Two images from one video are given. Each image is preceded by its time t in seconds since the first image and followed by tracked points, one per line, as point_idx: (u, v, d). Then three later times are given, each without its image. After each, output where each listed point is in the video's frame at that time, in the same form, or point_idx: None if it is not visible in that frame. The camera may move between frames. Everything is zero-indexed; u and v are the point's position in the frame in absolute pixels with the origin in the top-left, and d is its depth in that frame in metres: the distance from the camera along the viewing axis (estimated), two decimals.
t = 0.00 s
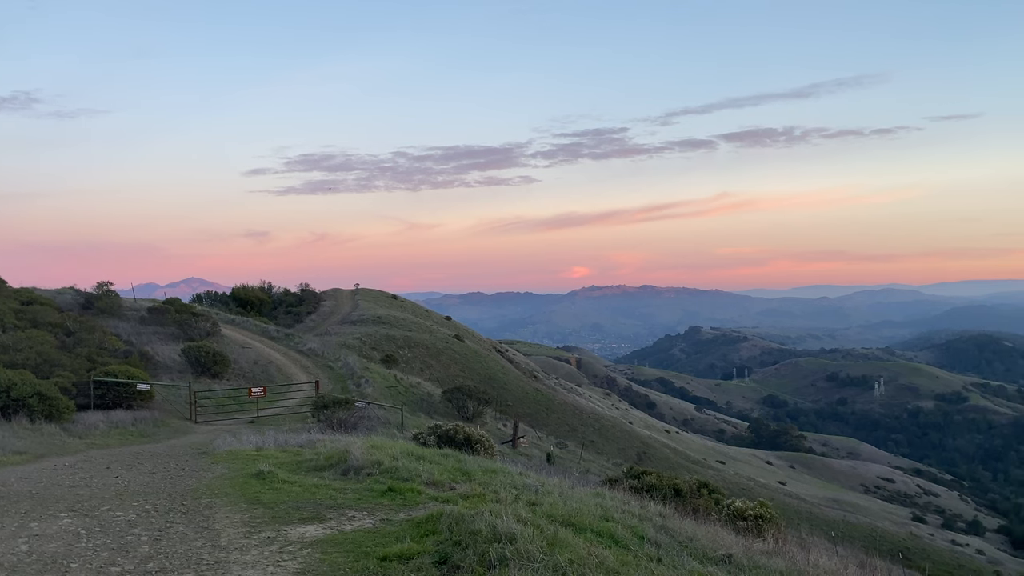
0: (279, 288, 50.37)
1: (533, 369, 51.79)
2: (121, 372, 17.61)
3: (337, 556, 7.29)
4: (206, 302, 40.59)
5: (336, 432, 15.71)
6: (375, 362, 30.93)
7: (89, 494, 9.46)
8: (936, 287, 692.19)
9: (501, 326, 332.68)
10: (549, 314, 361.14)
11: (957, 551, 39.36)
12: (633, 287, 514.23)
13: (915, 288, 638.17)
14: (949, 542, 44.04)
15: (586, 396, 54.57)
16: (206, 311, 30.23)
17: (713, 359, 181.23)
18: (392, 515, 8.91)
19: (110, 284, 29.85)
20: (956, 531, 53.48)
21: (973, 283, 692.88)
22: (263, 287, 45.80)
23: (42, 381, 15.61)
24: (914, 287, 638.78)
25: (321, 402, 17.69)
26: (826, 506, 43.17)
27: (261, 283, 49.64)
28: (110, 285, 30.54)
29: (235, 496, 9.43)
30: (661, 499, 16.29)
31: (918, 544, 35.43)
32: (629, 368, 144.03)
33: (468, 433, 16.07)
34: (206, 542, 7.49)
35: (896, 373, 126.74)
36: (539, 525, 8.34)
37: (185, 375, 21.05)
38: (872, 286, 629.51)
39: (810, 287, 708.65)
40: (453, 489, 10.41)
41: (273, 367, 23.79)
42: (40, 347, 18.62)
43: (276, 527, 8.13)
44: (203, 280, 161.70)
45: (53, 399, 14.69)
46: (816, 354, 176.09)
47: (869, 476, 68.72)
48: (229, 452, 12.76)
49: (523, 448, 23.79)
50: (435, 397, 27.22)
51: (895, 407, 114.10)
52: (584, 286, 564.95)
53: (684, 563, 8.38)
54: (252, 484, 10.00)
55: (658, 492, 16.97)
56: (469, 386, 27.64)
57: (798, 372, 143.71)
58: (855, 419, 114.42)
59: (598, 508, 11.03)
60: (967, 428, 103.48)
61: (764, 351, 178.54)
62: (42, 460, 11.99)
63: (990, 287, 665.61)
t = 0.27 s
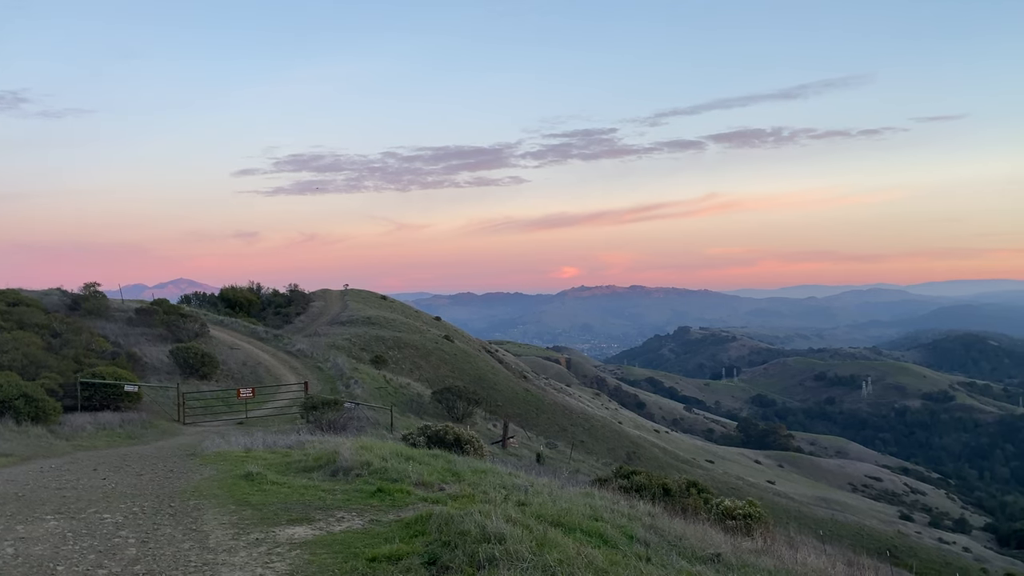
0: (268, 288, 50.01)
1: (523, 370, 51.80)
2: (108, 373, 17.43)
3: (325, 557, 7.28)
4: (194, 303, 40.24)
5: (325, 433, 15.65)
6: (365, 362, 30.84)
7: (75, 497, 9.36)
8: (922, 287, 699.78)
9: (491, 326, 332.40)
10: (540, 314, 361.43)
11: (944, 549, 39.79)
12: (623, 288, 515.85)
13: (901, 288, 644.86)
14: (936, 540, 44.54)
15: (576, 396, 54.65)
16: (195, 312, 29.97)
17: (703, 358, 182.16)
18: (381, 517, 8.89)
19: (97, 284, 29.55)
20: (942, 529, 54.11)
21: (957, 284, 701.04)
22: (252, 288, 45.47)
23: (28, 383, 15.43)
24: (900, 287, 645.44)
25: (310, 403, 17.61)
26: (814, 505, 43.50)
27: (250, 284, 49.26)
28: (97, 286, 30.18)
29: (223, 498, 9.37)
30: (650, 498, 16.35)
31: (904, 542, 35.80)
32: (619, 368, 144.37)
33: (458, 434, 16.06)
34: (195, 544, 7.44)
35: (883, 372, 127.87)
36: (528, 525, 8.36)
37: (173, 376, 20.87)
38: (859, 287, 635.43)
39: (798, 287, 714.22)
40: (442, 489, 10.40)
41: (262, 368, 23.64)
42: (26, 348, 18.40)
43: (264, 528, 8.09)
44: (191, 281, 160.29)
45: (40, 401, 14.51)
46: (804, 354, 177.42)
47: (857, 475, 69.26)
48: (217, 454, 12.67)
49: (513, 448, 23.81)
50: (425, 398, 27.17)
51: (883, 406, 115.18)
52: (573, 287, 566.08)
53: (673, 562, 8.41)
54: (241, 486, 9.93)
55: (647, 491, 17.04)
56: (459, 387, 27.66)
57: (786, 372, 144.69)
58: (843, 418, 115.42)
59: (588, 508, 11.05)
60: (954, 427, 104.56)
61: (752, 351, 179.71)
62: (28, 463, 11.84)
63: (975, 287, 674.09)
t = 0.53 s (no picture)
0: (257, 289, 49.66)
1: (513, 370, 51.83)
2: (95, 375, 17.25)
3: (314, 559, 7.25)
4: (182, 303, 39.91)
5: (315, 434, 15.59)
6: (354, 363, 30.73)
7: (61, 499, 9.27)
8: (908, 287, 707.44)
9: (481, 326, 332.18)
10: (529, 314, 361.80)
11: (931, 547, 40.23)
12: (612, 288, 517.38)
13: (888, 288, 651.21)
14: (923, 538, 45.04)
15: (566, 396, 54.78)
16: (182, 313, 29.72)
17: (692, 358, 183.05)
18: (370, 517, 8.88)
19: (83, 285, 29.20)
20: (929, 527, 54.77)
21: (943, 283, 708.75)
22: (240, 289, 45.17)
23: (14, 385, 15.24)
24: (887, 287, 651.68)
25: (299, 404, 17.52)
26: (802, 504, 43.87)
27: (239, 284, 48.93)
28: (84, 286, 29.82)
29: (211, 500, 9.32)
30: (640, 498, 16.41)
31: (891, 541, 36.16)
32: (609, 368, 144.80)
33: (447, 434, 16.06)
34: (182, 546, 7.39)
35: (871, 371, 129.28)
36: (517, 526, 8.39)
37: (160, 377, 20.68)
38: (847, 286, 641.22)
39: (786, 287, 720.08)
40: (431, 490, 10.39)
41: (251, 370, 23.50)
42: (12, 349, 18.17)
43: (252, 530, 8.05)
44: (178, 281, 158.86)
45: (26, 403, 14.33)
46: (793, 353, 178.79)
47: (846, 473, 69.96)
48: (205, 455, 12.57)
49: (502, 449, 23.80)
50: (414, 398, 27.10)
51: (870, 405, 116.34)
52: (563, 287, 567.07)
53: (662, 562, 8.46)
54: (229, 487, 9.87)
55: (636, 491, 17.12)
56: (448, 387, 27.64)
57: (774, 372, 145.65)
58: (831, 418, 116.47)
59: (577, 508, 11.09)
60: (940, 426, 105.77)
61: (741, 351, 180.89)
62: (14, 465, 11.71)
63: (960, 287, 682.31)
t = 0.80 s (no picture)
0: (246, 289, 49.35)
1: (503, 371, 51.87)
2: (82, 376, 17.09)
3: (302, 560, 7.24)
4: (170, 304, 39.58)
5: (304, 435, 15.53)
6: (343, 364, 30.61)
7: (48, 501, 9.18)
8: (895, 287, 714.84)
9: (471, 326, 331.97)
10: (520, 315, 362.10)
11: (919, 546, 40.69)
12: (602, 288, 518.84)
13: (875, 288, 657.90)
14: (911, 537, 45.56)
15: (556, 397, 54.90)
16: (171, 314, 29.47)
17: (681, 358, 183.96)
18: (359, 519, 8.87)
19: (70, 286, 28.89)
20: (917, 526, 55.39)
21: (929, 283, 716.23)
22: (229, 290, 44.84)
23: None
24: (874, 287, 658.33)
25: (288, 405, 17.45)
26: (790, 503, 44.21)
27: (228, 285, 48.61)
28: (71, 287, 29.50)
29: (199, 501, 9.26)
30: (629, 498, 16.49)
31: (878, 539, 36.51)
32: (599, 368, 145.25)
33: (437, 435, 16.05)
34: (170, 548, 7.35)
35: (860, 370, 130.24)
36: (506, 526, 8.42)
37: (148, 379, 20.51)
38: (835, 287, 646.93)
39: (775, 287, 725.33)
40: (420, 491, 10.39)
41: (239, 371, 23.35)
42: None
43: (240, 532, 8.01)
44: (166, 282, 157.70)
45: (12, 404, 14.18)
46: (782, 353, 180.19)
47: (835, 473, 70.59)
48: (193, 457, 12.50)
49: (492, 449, 23.82)
50: (404, 399, 27.04)
51: (859, 405, 117.51)
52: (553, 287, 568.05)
53: (651, 561, 8.51)
54: (217, 489, 9.83)
55: (625, 491, 17.19)
56: (438, 387, 27.62)
57: (763, 372, 146.75)
58: (820, 417, 117.53)
59: (567, 508, 11.13)
60: (927, 425, 106.94)
61: (730, 351, 182.06)
62: None
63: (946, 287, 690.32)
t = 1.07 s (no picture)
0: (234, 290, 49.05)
1: (493, 371, 51.89)
2: (69, 378, 16.90)
3: (290, 561, 7.22)
4: (157, 306, 39.20)
5: (293, 437, 15.45)
6: (332, 365, 30.47)
7: (33, 504, 9.10)
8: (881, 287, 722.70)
9: (461, 327, 331.49)
10: (509, 316, 362.04)
11: (906, 544, 41.13)
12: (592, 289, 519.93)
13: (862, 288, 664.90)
14: (898, 535, 46.11)
15: (546, 397, 55.00)
16: (158, 314, 29.20)
17: (670, 358, 184.80)
18: (347, 520, 8.85)
19: (57, 287, 28.57)
20: (905, 525, 56.03)
21: (915, 284, 724.68)
22: (216, 290, 44.49)
23: None
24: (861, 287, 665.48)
25: (276, 406, 17.37)
26: (779, 502, 44.53)
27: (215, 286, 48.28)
28: (57, 288, 29.14)
29: (187, 503, 9.19)
30: (619, 498, 16.58)
31: (865, 538, 36.87)
32: (589, 369, 145.48)
33: (426, 436, 16.05)
34: (157, 550, 7.30)
35: (848, 369, 131.93)
36: (496, 526, 8.44)
37: (136, 380, 20.35)
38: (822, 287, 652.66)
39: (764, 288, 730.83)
40: (409, 492, 10.39)
41: (228, 372, 23.20)
42: None
43: (227, 534, 7.97)
44: (152, 284, 156.04)
45: None
46: (770, 353, 181.46)
47: (823, 472, 71.22)
48: (181, 458, 12.44)
49: (482, 449, 23.82)
50: (393, 400, 26.99)
51: (846, 405, 118.69)
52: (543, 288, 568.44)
53: (640, 561, 8.56)
54: (205, 490, 9.77)
55: (614, 491, 17.29)
56: (428, 388, 27.60)
57: (752, 372, 147.69)
58: (808, 417, 118.56)
59: (556, 508, 11.17)
60: (914, 424, 108.17)
61: (718, 351, 183.13)
62: None
63: (931, 288, 698.60)
